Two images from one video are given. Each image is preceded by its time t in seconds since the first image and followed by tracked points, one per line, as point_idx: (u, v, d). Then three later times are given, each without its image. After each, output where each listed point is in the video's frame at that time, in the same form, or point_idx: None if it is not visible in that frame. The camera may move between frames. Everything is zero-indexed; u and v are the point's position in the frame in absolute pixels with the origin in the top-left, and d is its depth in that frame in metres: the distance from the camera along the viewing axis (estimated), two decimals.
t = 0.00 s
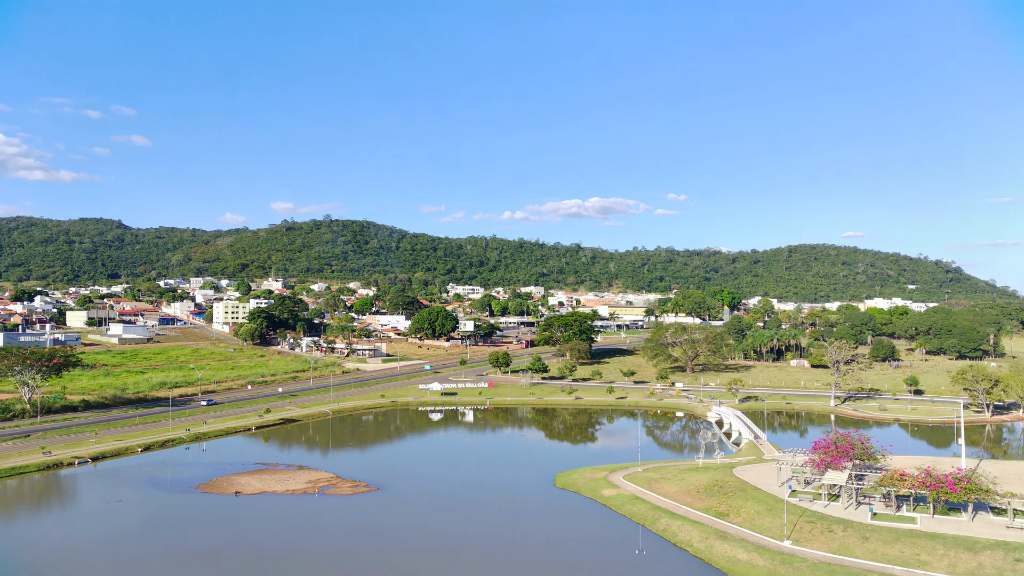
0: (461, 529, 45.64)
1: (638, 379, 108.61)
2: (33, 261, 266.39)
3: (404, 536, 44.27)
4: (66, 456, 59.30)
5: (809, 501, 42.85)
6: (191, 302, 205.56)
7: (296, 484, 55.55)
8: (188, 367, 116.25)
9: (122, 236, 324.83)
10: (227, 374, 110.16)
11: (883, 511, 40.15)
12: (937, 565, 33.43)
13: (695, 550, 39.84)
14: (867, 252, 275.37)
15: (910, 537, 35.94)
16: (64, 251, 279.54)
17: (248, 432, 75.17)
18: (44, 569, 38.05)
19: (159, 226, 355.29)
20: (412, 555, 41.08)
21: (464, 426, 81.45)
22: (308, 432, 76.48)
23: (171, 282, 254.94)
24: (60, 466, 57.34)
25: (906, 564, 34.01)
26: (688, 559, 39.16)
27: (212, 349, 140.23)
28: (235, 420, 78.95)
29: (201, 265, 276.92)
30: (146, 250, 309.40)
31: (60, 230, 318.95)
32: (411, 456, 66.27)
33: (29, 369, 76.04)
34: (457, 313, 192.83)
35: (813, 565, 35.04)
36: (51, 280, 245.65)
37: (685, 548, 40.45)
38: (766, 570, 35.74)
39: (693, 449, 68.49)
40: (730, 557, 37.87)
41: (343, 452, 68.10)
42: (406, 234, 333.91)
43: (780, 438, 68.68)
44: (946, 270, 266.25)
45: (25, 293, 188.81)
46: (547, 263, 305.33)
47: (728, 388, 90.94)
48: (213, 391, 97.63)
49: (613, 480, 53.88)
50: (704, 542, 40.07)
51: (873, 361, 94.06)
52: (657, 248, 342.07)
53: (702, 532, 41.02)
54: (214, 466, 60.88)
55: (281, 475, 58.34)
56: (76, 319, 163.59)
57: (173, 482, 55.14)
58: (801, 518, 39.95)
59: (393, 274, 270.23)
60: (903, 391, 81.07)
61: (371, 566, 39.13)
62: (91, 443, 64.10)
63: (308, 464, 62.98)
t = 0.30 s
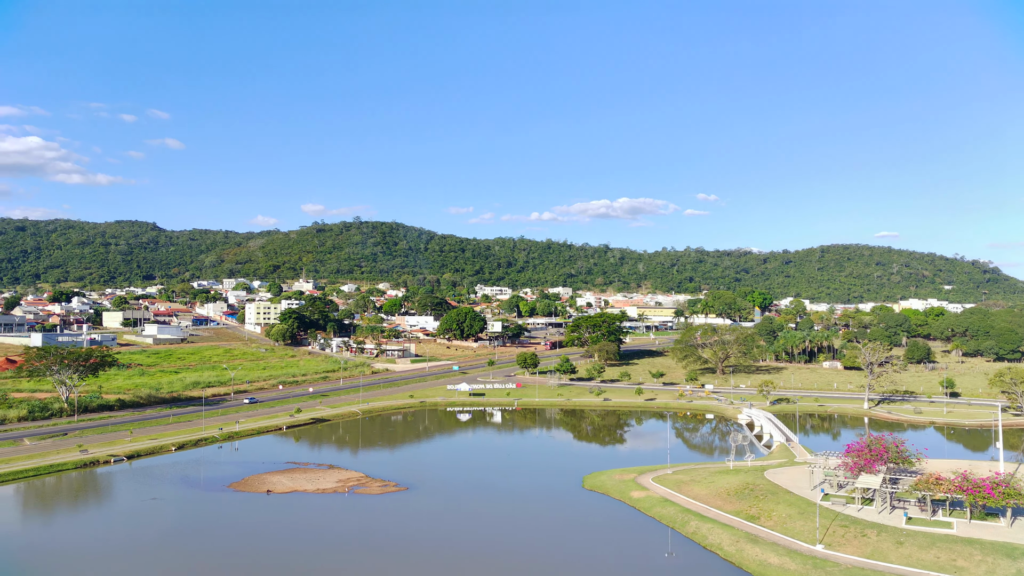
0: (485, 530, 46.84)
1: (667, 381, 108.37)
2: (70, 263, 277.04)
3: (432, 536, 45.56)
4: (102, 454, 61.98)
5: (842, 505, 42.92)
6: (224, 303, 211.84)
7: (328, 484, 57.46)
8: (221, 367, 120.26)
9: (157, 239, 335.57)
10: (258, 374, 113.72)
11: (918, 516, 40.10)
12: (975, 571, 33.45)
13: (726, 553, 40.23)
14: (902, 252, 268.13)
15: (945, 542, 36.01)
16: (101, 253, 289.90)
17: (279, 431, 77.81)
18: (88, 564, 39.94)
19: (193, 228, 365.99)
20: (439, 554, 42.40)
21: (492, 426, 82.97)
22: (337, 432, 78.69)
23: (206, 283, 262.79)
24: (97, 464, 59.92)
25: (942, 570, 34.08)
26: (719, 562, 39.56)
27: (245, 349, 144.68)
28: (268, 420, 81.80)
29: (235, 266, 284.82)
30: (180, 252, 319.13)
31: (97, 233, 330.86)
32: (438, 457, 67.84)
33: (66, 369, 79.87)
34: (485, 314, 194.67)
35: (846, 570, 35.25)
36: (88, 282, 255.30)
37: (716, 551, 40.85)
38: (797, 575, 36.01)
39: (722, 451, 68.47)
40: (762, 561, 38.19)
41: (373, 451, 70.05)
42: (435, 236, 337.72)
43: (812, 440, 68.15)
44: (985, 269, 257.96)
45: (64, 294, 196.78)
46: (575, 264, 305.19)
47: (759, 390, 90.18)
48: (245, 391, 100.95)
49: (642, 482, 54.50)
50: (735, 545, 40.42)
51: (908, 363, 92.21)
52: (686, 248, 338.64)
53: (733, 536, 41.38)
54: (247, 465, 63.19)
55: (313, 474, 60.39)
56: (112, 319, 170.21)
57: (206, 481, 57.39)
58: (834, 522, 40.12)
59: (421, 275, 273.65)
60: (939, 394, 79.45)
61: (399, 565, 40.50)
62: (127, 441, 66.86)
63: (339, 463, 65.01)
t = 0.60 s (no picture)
0: (502, 530, 47.90)
1: (692, 382, 108.06)
2: (100, 264, 285.98)
3: (455, 536, 46.75)
4: (132, 453, 64.47)
5: (870, 508, 42.90)
6: (251, 304, 216.86)
7: (353, 483, 59.10)
8: (248, 367, 123.63)
9: (185, 240, 344.47)
10: (284, 375, 116.68)
11: (948, 520, 39.97)
12: None
13: (751, 556, 40.58)
14: (931, 251, 261.71)
15: (977, 547, 35.99)
16: (130, 255, 298.72)
17: (305, 431, 80.04)
18: (117, 560, 41.47)
19: (220, 230, 374.75)
20: (456, 555, 43.42)
21: (516, 427, 84.00)
22: (362, 432, 80.53)
23: (233, 284, 269.19)
24: (127, 462, 62.34)
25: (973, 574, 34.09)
26: (744, 565, 39.93)
27: (271, 349, 148.19)
28: (294, 419, 84.10)
29: (262, 267, 291.05)
30: (208, 254, 327.21)
31: (127, 235, 340.98)
32: (460, 457, 69.14)
33: (97, 368, 83.11)
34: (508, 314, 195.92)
35: (875, 574, 35.38)
36: (118, 283, 263.41)
37: (741, 554, 41.23)
38: None
39: (748, 453, 68.38)
40: (788, 564, 38.47)
41: (398, 452, 71.66)
42: (458, 237, 340.26)
43: (840, 443, 67.62)
44: (1020, 269, 250.47)
45: (96, 295, 203.49)
46: (599, 264, 304.67)
47: (786, 392, 89.48)
48: (271, 391, 103.76)
49: (667, 484, 55.01)
50: (761, 548, 40.73)
51: (938, 364, 90.59)
52: (710, 249, 335.15)
53: (759, 539, 41.70)
54: (274, 465, 65.26)
55: (338, 474, 62.14)
56: (142, 320, 175.86)
57: (234, 480, 59.44)
58: (862, 526, 40.19)
59: (444, 276, 276.09)
60: (971, 396, 78.00)
61: (420, 565, 41.64)
62: (155, 440, 69.48)
63: (363, 463, 66.73)
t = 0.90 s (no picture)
0: (520, 530, 49.13)
1: (717, 384, 107.61)
2: (130, 265, 295.18)
3: (475, 535, 48.03)
4: (160, 452, 67.07)
5: (899, 512, 42.81)
6: (277, 305, 221.84)
7: (377, 483, 60.75)
8: (274, 367, 126.94)
9: (213, 242, 353.34)
10: (310, 375, 119.54)
11: (979, 524, 39.78)
12: None
13: (777, 559, 40.89)
14: (962, 251, 255.16)
15: (1009, 552, 35.94)
16: (159, 257, 307.81)
17: (330, 431, 82.27)
18: (151, 559, 43.36)
19: (247, 232, 383.43)
20: (477, 554, 44.65)
21: (540, 428, 84.97)
22: (387, 432, 82.35)
23: (260, 285, 275.59)
24: (155, 461, 64.87)
25: None
26: (770, 568, 40.29)
27: (297, 350, 151.69)
28: (319, 419, 86.40)
29: (288, 268, 297.35)
30: (234, 255, 335.21)
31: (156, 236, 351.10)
32: (483, 457, 70.49)
33: (126, 368, 86.70)
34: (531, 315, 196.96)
35: None
36: (148, 284, 271.97)
37: (767, 557, 41.54)
38: None
39: (775, 456, 68.19)
40: (815, 567, 38.71)
41: (422, 452, 73.27)
42: (481, 237, 342.70)
43: (868, 445, 67.03)
44: None
45: (126, 296, 210.41)
46: (623, 265, 304.02)
47: (813, 394, 88.66)
48: (297, 391, 106.54)
49: (691, 486, 55.39)
50: (787, 551, 41.01)
51: (969, 366, 88.87)
52: (735, 249, 331.45)
53: (785, 542, 41.98)
54: (299, 464, 67.36)
55: (362, 473, 63.95)
56: (170, 320, 181.44)
57: (260, 479, 61.59)
58: (891, 530, 40.23)
59: (468, 276, 278.49)
60: (1004, 399, 76.48)
61: (441, 565, 42.91)
62: (183, 439, 72.20)
63: (387, 463, 68.49)
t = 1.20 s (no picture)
0: (537, 530, 50.18)
1: (739, 385, 107.20)
2: (156, 267, 303.24)
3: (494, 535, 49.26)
4: (186, 451, 69.51)
5: (925, 515, 42.81)
6: (300, 305, 226.11)
7: (399, 483, 62.27)
8: (297, 367, 129.84)
9: (237, 243, 361.06)
10: (332, 375, 122.08)
11: (1007, 528, 39.68)
12: None
13: (800, 562, 41.26)
14: (992, 251, 249.20)
15: None
16: (184, 258, 315.80)
17: (353, 430, 84.29)
18: (179, 556, 45.27)
19: (270, 234, 390.81)
20: (495, 554, 45.85)
21: (561, 428, 85.77)
22: (408, 432, 84.00)
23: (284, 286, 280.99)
24: (180, 460, 67.29)
25: None
26: (793, 571, 40.67)
27: (320, 350, 154.77)
28: (342, 419, 88.50)
29: (311, 269, 302.53)
30: (258, 256, 341.96)
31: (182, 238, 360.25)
32: (503, 458, 71.71)
33: (152, 367, 89.62)
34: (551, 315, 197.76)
35: None
36: (174, 285, 279.38)
37: (791, 560, 41.89)
38: None
39: (798, 458, 68.03)
40: (839, 570, 38.97)
41: (444, 451, 74.69)
42: (502, 238, 344.40)
43: (894, 448, 66.46)
44: None
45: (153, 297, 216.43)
46: (644, 265, 303.13)
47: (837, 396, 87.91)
48: (319, 391, 108.99)
49: (713, 488, 55.80)
50: (811, 554, 41.33)
51: (997, 367, 87.44)
52: (758, 249, 327.77)
53: (809, 545, 42.27)
54: (321, 463, 69.27)
55: (385, 473, 65.55)
56: (195, 320, 186.27)
57: (283, 478, 63.55)
58: (916, 533, 40.28)
59: (488, 277, 280.24)
60: None
61: (460, 564, 44.17)
62: (208, 439, 74.64)
63: (408, 462, 70.08)
